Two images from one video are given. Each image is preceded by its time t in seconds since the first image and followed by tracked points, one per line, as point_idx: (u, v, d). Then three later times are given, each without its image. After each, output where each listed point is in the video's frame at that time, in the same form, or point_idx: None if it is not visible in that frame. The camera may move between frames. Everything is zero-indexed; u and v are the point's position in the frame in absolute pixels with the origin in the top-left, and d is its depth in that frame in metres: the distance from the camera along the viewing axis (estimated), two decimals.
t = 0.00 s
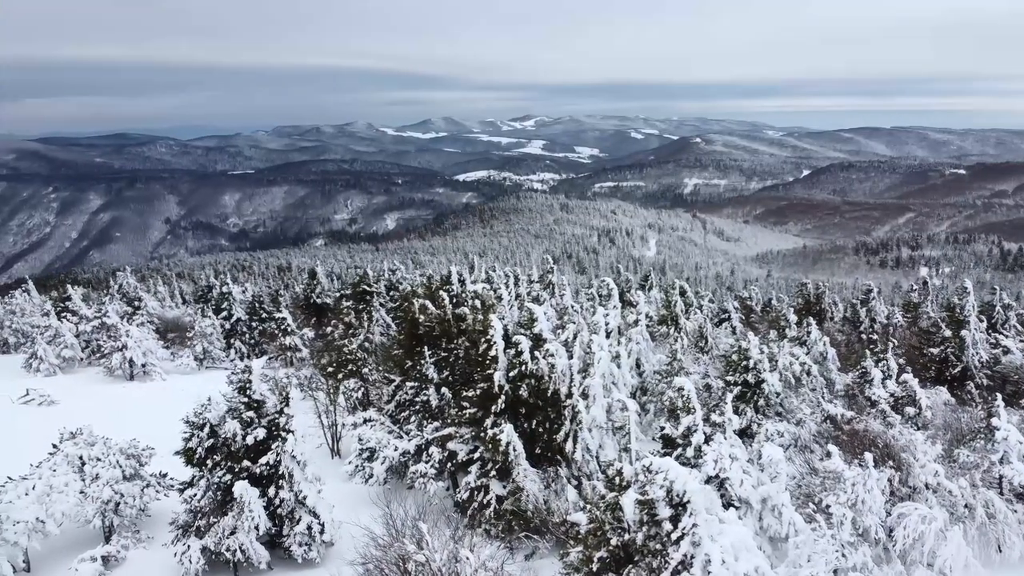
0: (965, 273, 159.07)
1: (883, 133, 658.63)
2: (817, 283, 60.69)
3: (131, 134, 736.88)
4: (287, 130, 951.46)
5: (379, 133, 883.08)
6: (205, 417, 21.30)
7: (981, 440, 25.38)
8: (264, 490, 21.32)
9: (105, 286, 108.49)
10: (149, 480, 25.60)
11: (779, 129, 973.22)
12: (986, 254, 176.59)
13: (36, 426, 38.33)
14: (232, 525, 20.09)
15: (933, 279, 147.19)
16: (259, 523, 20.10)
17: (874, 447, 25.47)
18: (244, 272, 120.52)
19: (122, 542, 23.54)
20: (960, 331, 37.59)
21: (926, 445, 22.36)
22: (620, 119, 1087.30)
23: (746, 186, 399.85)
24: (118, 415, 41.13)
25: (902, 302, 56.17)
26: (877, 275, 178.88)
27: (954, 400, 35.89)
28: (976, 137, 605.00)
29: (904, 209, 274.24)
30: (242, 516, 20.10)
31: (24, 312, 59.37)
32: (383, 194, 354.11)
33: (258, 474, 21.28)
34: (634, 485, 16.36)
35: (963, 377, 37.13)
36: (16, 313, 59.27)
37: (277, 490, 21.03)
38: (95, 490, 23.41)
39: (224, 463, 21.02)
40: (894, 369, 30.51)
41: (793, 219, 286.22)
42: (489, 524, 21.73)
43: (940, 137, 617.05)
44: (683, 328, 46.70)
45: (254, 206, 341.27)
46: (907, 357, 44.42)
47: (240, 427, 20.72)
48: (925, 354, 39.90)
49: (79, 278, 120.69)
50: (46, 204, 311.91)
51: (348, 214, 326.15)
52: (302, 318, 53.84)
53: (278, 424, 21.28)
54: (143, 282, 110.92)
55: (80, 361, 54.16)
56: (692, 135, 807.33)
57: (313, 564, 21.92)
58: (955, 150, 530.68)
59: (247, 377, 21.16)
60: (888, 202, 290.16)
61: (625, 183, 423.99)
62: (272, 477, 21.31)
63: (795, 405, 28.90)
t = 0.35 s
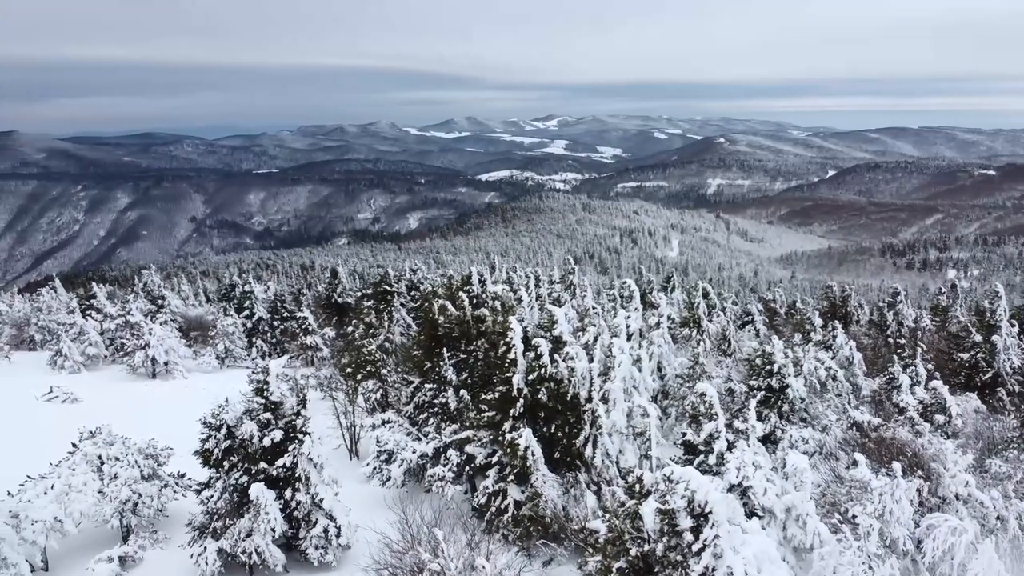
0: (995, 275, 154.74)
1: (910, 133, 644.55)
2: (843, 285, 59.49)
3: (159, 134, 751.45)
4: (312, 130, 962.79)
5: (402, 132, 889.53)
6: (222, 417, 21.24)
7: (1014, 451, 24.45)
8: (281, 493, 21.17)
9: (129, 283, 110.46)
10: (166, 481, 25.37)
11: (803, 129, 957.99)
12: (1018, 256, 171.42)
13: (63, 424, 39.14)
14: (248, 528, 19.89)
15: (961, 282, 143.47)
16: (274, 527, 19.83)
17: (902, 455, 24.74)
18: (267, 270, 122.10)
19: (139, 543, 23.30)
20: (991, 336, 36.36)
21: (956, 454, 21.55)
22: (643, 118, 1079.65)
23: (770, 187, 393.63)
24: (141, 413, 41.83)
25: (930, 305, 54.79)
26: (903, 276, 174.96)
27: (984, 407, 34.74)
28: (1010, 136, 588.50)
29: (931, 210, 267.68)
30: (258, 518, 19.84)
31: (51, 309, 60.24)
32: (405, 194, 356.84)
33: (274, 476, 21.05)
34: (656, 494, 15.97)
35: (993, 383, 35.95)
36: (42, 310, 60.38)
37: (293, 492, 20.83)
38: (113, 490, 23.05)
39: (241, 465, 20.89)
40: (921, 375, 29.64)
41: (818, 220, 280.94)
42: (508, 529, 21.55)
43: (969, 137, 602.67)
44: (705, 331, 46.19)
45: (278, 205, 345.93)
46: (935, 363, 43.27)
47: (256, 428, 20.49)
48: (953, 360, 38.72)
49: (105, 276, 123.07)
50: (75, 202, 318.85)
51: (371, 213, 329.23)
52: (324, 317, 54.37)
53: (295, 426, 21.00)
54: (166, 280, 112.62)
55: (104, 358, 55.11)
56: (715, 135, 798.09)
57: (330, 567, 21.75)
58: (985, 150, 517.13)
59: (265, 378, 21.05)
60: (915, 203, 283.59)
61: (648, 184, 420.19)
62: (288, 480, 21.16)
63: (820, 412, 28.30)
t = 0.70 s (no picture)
0: None
1: (939, 133, 629.15)
2: (871, 288, 58.21)
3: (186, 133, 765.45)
4: (336, 130, 973.19)
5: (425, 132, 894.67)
6: (239, 419, 21.10)
7: None
8: (296, 496, 20.98)
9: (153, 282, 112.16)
10: (183, 480, 25.41)
11: (828, 129, 941.40)
12: None
13: (88, 422, 39.89)
14: (262, 531, 19.58)
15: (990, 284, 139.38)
16: (290, 530, 19.53)
17: (932, 465, 23.92)
18: (291, 269, 123.78)
19: (157, 543, 23.37)
20: None
21: (989, 466, 20.69)
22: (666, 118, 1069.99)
23: (795, 188, 386.81)
24: (163, 411, 42.46)
25: (961, 308, 53.28)
26: (931, 279, 170.74)
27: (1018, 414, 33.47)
28: None
29: (960, 211, 259.96)
30: (273, 521, 19.54)
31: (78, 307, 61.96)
32: (428, 193, 358.98)
33: (291, 479, 20.87)
34: (677, 504, 15.60)
35: None
36: (68, 308, 62.57)
37: (309, 495, 20.62)
38: (131, 490, 23.16)
39: (256, 467, 20.64)
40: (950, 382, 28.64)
41: (844, 221, 275.22)
42: (525, 534, 21.45)
43: (1002, 137, 585.84)
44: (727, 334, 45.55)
45: (301, 204, 350.13)
46: (965, 368, 41.97)
47: (274, 430, 20.30)
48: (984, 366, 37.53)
49: (130, 274, 125.27)
50: (103, 200, 325.75)
51: (394, 212, 331.77)
52: (345, 316, 54.77)
53: (312, 428, 20.79)
54: (188, 278, 114.19)
55: (127, 356, 55.98)
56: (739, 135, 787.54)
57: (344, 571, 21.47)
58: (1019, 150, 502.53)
59: (282, 379, 20.77)
60: (943, 204, 276.29)
61: (671, 184, 415.71)
62: (304, 483, 20.95)
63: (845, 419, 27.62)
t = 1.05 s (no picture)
0: None
1: (968, 132, 613.69)
2: (899, 290, 56.82)
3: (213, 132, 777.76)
4: (359, 129, 982.26)
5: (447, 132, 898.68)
6: (255, 421, 20.84)
7: None
8: (313, 498, 20.90)
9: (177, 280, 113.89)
10: (199, 480, 25.59)
11: (854, 129, 923.31)
12: None
13: (111, 420, 40.66)
14: (277, 534, 19.46)
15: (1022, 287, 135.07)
16: (306, 533, 19.38)
17: (962, 475, 23.20)
18: (314, 268, 125.15)
19: (173, 544, 23.65)
20: None
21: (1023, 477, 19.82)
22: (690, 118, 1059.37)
23: (821, 188, 379.69)
24: (181, 411, 42.93)
25: (992, 313, 51.68)
26: (959, 282, 166.46)
27: None
28: None
29: (993, 212, 252.86)
30: (289, 524, 19.38)
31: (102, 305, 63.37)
32: (450, 193, 360.64)
33: (307, 481, 20.72)
34: (699, 515, 15.26)
35: None
36: (94, 307, 64.22)
37: (325, 498, 20.54)
38: (148, 490, 23.46)
39: (273, 468, 20.49)
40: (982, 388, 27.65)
41: (870, 222, 269.03)
42: (544, 539, 21.27)
43: None
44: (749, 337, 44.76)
45: (325, 204, 353.94)
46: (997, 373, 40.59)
47: (290, 432, 20.04)
48: (1017, 373, 36.20)
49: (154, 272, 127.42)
50: (131, 198, 332.38)
51: (416, 212, 334.14)
52: (365, 316, 55.04)
53: (329, 430, 20.58)
54: (210, 277, 115.56)
55: (150, 354, 57.16)
56: (763, 134, 776.18)
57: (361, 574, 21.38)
58: None
59: (300, 381, 20.64)
60: (972, 205, 269.02)
61: (693, 184, 410.37)
62: (320, 486, 20.84)
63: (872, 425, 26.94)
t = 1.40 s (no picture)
0: None
1: (1000, 133, 598.51)
2: (927, 293, 55.36)
3: (237, 133, 788.51)
4: (383, 129, 989.67)
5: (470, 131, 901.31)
6: (272, 422, 20.61)
7: None
8: (330, 501, 20.60)
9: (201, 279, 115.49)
10: (216, 482, 25.75)
11: (880, 129, 905.35)
12: None
13: (133, 419, 41.34)
14: (294, 536, 19.17)
15: None
16: (322, 537, 19.01)
17: (995, 487, 22.29)
18: (337, 267, 126.55)
19: (190, 545, 23.80)
20: None
21: None
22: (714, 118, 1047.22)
23: (847, 189, 372.06)
24: (199, 411, 43.38)
25: None
26: (990, 286, 162.01)
27: None
28: None
29: None
30: (305, 527, 19.05)
31: (126, 303, 64.69)
32: (472, 192, 361.98)
33: (323, 484, 20.54)
34: (722, 526, 14.97)
35: None
36: (120, 304, 65.10)
37: (342, 501, 20.26)
38: (165, 490, 23.65)
39: (290, 470, 20.25)
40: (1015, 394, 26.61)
41: (895, 224, 262.69)
42: (563, 547, 21.05)
43: None
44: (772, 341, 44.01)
45: (348, 203, 357.40)
46: None
47: (307, 434, 19.82)
48: None
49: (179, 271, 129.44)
50: (158, 198, 339.01)
51: (439, 211, 336.15)
52: (387, 316, 55.22)
53: (346, 433, 20.33)
54: (231, 276, 116.95)
55: (172, 352, 58.01)
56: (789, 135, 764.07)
57: None
58: None
59: (317, 383, 20.39)
60: (1004, 206, 261.11)
61: (716, 185, 404.89)
62: (337, 489, 20.57)
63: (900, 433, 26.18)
